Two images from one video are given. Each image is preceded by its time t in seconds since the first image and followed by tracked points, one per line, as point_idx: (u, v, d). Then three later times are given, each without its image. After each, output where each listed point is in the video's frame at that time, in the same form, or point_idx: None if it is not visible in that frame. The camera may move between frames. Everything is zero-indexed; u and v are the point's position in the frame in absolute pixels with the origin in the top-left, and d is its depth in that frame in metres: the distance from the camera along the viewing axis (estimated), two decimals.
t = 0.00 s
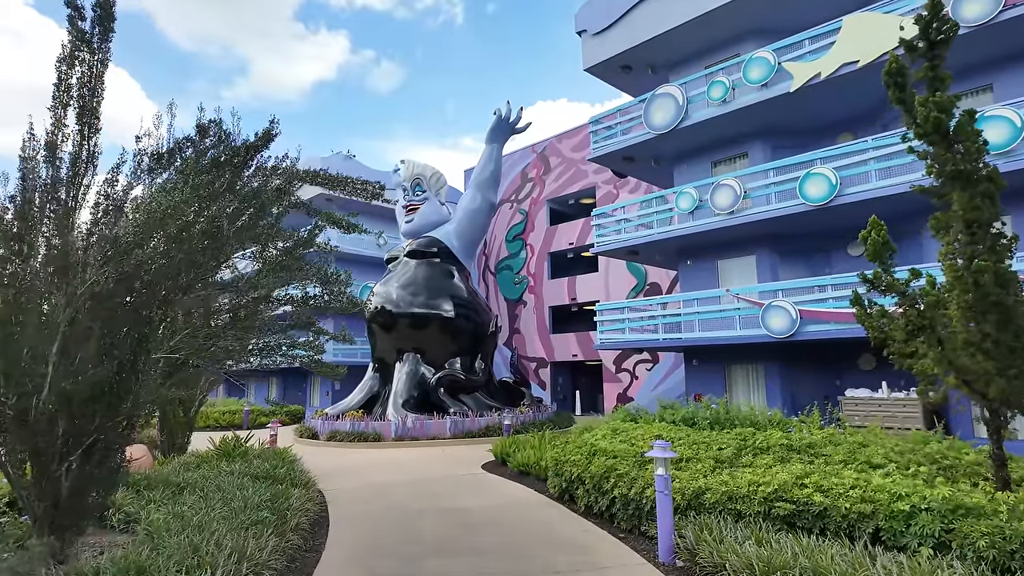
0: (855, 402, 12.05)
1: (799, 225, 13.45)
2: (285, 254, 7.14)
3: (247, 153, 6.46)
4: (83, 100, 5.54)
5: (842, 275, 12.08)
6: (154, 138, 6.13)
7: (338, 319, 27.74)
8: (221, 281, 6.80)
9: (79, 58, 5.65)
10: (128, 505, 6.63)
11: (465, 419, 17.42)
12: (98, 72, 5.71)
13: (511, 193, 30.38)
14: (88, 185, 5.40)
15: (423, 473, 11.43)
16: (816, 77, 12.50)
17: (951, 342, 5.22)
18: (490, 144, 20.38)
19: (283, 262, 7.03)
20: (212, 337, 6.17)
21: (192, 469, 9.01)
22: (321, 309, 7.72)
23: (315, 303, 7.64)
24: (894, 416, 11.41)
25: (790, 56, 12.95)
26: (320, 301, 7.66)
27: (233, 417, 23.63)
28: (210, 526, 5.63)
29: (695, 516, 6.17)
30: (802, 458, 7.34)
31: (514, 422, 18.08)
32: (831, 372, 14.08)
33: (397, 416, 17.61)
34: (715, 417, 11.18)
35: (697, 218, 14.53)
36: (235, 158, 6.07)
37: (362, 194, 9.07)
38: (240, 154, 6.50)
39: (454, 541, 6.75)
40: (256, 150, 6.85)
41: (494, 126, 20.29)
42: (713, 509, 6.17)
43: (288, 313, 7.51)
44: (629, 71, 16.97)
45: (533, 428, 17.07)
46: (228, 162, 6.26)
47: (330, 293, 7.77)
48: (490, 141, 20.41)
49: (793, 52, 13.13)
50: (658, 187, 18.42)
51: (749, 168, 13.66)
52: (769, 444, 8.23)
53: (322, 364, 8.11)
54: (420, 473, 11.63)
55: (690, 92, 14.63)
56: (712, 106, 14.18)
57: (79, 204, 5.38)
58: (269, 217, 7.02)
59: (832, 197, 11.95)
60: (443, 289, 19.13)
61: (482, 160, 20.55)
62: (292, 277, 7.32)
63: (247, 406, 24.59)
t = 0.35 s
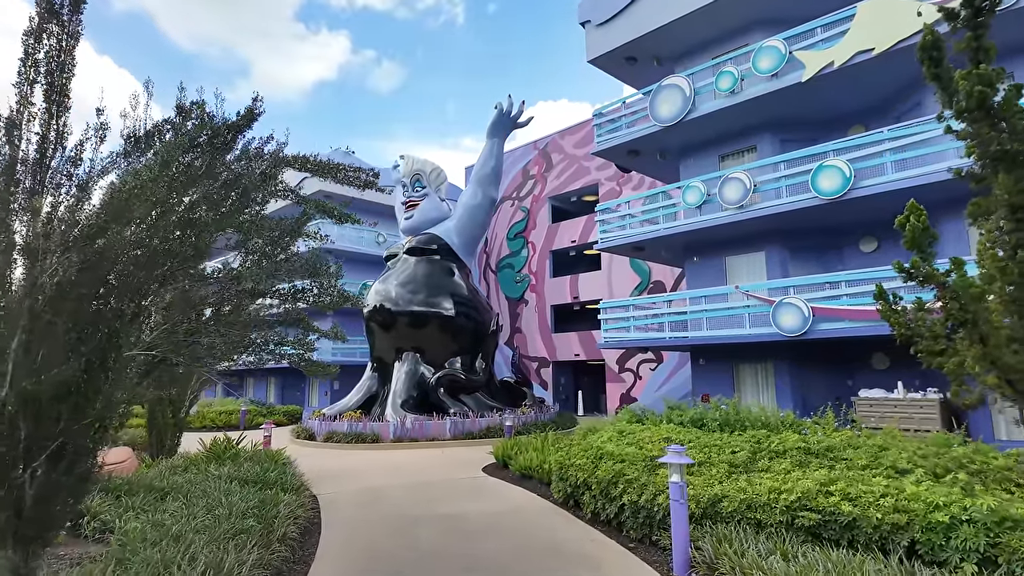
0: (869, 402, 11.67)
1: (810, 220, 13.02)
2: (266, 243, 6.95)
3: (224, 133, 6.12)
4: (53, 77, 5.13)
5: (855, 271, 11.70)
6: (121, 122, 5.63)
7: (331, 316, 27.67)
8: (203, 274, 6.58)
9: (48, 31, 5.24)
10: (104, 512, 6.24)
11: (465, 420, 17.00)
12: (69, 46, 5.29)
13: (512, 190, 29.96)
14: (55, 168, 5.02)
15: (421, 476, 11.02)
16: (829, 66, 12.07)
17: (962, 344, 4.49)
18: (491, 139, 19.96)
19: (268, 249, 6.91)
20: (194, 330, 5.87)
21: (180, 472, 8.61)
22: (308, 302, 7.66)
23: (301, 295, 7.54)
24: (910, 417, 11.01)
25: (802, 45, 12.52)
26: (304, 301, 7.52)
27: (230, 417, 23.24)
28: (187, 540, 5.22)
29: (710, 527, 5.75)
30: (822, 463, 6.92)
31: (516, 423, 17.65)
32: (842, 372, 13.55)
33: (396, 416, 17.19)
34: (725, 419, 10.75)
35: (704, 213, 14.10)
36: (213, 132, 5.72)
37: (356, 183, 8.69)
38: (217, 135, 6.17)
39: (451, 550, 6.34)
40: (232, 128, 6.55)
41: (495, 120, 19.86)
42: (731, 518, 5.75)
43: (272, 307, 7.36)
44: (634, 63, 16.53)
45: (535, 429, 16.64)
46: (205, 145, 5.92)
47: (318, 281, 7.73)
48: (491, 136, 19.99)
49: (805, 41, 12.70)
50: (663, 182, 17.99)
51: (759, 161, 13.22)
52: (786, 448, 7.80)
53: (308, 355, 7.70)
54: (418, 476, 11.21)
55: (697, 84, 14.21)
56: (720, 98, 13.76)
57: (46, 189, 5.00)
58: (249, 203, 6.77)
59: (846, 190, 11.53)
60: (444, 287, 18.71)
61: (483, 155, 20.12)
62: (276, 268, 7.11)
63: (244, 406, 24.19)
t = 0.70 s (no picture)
0: (883, 406, 11.28)
1: (821, 218, 12.62)
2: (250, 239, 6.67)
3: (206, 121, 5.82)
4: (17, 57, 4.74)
5: (869, 271, 11.30)
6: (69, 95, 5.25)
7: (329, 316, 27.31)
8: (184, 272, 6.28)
9: (13, 9, 4.87)
10: (79, 525, 5.85)
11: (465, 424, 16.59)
12: (36, 25, 4.91)
13: (513, 190, 29.58)
14: (23, 157, 4.68)
15: (418, 483, 10.63)
16: (842, 59, 11.67)
17: (996, 349, 4.03)
18: (492, 137, 19.58)
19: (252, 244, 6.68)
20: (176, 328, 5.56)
21: (167, 480, 8.23)
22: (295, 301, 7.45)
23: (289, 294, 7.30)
24: (928, 422, 10.61)
25: (813, 37, 12.13)
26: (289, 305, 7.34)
27: (226, 420, 22.85)
28: (164, 560, 4.81)
29: (730, 545, 5.35)
30: (842, 473, 6.53)
31: (517, 426, 17.23)
32: (852, 375, 13.15)
33: (394, 420, 16.77)
34: (735, 423, 10.35)
35: (711, 211, 13.70)
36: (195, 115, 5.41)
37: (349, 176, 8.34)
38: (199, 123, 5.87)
39: (448, 565, 5.95)
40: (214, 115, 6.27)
41: (496, 117, 19.47)
42: (751, 533, 5.37)
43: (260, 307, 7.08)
44: (639, 58, 16.15)
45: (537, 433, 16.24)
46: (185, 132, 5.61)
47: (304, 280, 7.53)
48: (492, 134, 19.62)
49: (816, 33, 12.30)
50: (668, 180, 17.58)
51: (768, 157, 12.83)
52: (802, 456, 7.41)
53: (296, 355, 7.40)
54: (415, 483, 10.80)
55: (704, 78, 13.82)
56: (728, 92, 13.37)
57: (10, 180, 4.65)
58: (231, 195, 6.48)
59: (859, 186, 11.13)
60: (444, 287, 18.31)
61: (484, 153, 19.74)
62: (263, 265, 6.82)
63: (242, 409, 23.80)
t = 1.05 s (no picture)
0: (897, 409, 10.86)
1: (831, 214, 12.21)
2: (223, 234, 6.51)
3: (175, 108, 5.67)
4: None
5: (882, 268, 10.88)
6: (19, 75, 5.15)
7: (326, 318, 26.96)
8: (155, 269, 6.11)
9: None
10: (45, 538, 5.44)
11: (464, 427, 16.17)
12: None
13: (514, 189, 29.21)
14: None
15: (413, 489, 10.23)
16: (852, 49, 11.28)
17: None
18: (492, 134, 19.22)
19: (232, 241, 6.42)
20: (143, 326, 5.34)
21: (147, 487, 7.84)
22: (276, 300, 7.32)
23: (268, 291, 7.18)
24: (944, 425, 10.19)
25: (822, 27, 11.74)
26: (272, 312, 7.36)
27: (222, 423, 22.45)
28: None
29: (744, 561, 4.92)
30: (861, 481, 6.13)
31: (517, 429, 16.82)
32: (863, 377, 12.77)
33: (392, 423, 16.35)
34: (743, 427, 9.93)
35: (716, 207, 13.30)
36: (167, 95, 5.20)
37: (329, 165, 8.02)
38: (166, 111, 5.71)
39: None
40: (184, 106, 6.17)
41: (496, 114, 19.12)
42: (767, 548, 4.95)
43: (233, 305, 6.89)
44: (641, 52, 15.77)
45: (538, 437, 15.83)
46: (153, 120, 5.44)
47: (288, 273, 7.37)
48: (492, 131, 19.25)
49: (825, 23, 11.91)
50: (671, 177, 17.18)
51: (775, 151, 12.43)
52: (817, 462, 7.01)
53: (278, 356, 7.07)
54: (411, 489, 10.38)
55: (709, 70, 13.43)
56: (733, 85, 12.98)
57: None
58: (207, 181, 6.25)
59: (872, 180, 10.72)
60: (442, 287, 17.92)
61: (484, 151, 19.36)
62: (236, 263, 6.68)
63: (237, 412, 23.40)
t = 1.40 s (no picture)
0: (918, 416, 10.39)
1: (847, 212, 11.75)
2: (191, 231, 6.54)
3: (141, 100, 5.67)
4: None
5: (902, 269, 10.43)
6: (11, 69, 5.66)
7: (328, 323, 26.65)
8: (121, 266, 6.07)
9: None
10: (10, 556, 5.03)
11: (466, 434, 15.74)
12: None
13: (517, 192, 28.84)
14: None
15: (412, 499, 9.82)
16: (869, 41, 10.85)
17: None
18: (495, 134, 18.86)
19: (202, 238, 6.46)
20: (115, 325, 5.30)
21: (131, 497, 7.45)
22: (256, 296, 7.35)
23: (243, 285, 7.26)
24: (969, 433, 9.71)
25: (836, 19, 11.32)
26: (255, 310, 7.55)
27: (221, 430, 22.08)
28: None
29: None
30: (893, 496, 5.67)
31: (521, 436, 16.36)
32: (881, 383, 12.25)
33: (392, 430, 15.93)
34: (758, 435, 9.47)
35: (726, 207, 12.87)
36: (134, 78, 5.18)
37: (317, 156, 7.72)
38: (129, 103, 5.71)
39: None
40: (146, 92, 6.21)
41: (499, 114, 18.76)
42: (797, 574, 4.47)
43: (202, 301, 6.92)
44: (648, 48, 15.38)
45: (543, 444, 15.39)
46: (122, 114, 5.45)
47: (269, 268, 7.38)
48: (495, 131, 18.88)
49: (839, 15, 11.49)
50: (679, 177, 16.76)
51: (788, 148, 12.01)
52: (843, 474, 6.55)
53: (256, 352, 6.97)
54: (410, 499, 9.95)
55: (719, 66, 13.03)
56: (744, 80, 12.57)
57: None
58: (182, 173, 6.55)
59: (891, 176, 10.27)
60: (445, 290, 17.52)
61: (487, 151, 18.99)
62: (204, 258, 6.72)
63: (237, 417, 23.04)
